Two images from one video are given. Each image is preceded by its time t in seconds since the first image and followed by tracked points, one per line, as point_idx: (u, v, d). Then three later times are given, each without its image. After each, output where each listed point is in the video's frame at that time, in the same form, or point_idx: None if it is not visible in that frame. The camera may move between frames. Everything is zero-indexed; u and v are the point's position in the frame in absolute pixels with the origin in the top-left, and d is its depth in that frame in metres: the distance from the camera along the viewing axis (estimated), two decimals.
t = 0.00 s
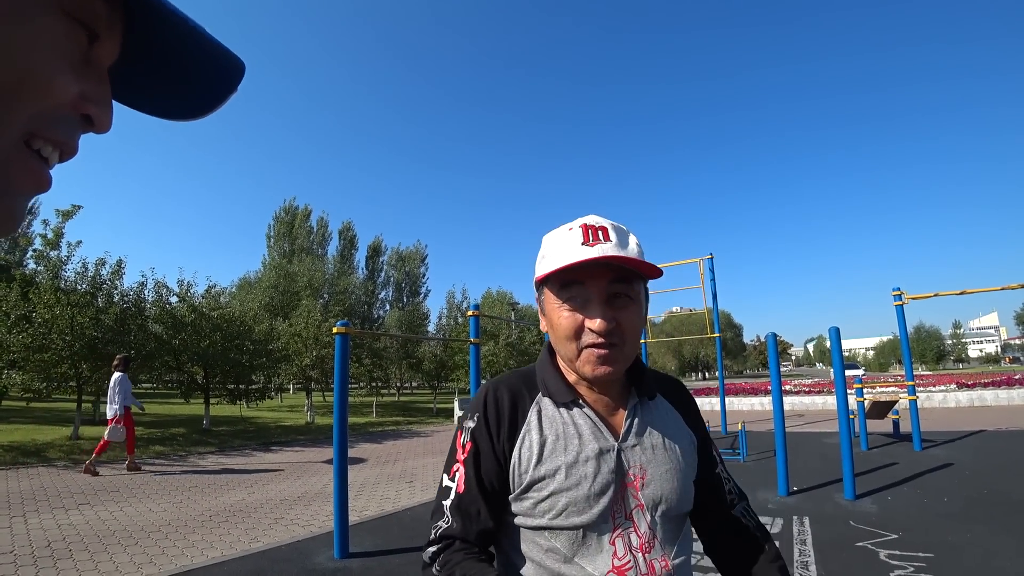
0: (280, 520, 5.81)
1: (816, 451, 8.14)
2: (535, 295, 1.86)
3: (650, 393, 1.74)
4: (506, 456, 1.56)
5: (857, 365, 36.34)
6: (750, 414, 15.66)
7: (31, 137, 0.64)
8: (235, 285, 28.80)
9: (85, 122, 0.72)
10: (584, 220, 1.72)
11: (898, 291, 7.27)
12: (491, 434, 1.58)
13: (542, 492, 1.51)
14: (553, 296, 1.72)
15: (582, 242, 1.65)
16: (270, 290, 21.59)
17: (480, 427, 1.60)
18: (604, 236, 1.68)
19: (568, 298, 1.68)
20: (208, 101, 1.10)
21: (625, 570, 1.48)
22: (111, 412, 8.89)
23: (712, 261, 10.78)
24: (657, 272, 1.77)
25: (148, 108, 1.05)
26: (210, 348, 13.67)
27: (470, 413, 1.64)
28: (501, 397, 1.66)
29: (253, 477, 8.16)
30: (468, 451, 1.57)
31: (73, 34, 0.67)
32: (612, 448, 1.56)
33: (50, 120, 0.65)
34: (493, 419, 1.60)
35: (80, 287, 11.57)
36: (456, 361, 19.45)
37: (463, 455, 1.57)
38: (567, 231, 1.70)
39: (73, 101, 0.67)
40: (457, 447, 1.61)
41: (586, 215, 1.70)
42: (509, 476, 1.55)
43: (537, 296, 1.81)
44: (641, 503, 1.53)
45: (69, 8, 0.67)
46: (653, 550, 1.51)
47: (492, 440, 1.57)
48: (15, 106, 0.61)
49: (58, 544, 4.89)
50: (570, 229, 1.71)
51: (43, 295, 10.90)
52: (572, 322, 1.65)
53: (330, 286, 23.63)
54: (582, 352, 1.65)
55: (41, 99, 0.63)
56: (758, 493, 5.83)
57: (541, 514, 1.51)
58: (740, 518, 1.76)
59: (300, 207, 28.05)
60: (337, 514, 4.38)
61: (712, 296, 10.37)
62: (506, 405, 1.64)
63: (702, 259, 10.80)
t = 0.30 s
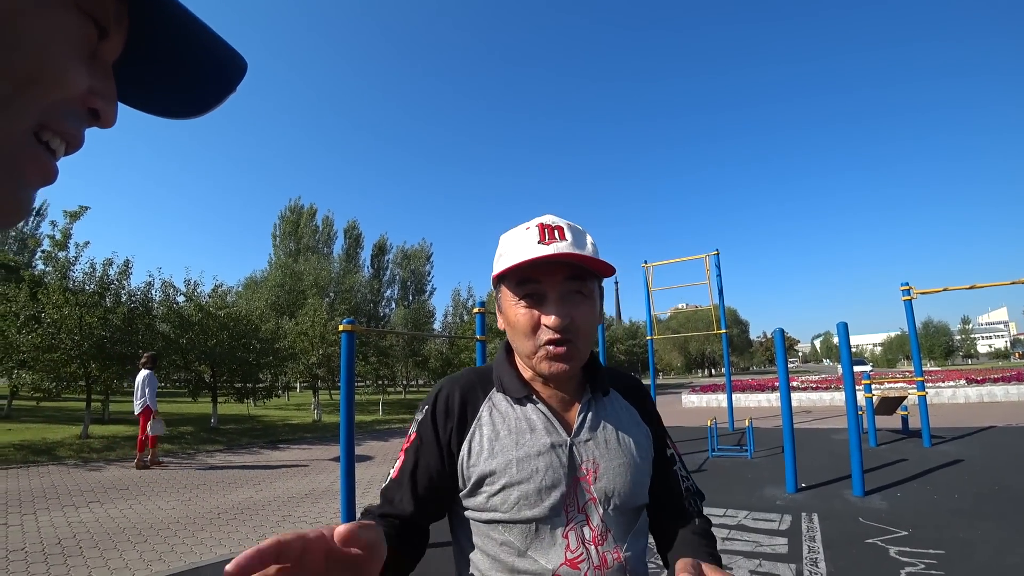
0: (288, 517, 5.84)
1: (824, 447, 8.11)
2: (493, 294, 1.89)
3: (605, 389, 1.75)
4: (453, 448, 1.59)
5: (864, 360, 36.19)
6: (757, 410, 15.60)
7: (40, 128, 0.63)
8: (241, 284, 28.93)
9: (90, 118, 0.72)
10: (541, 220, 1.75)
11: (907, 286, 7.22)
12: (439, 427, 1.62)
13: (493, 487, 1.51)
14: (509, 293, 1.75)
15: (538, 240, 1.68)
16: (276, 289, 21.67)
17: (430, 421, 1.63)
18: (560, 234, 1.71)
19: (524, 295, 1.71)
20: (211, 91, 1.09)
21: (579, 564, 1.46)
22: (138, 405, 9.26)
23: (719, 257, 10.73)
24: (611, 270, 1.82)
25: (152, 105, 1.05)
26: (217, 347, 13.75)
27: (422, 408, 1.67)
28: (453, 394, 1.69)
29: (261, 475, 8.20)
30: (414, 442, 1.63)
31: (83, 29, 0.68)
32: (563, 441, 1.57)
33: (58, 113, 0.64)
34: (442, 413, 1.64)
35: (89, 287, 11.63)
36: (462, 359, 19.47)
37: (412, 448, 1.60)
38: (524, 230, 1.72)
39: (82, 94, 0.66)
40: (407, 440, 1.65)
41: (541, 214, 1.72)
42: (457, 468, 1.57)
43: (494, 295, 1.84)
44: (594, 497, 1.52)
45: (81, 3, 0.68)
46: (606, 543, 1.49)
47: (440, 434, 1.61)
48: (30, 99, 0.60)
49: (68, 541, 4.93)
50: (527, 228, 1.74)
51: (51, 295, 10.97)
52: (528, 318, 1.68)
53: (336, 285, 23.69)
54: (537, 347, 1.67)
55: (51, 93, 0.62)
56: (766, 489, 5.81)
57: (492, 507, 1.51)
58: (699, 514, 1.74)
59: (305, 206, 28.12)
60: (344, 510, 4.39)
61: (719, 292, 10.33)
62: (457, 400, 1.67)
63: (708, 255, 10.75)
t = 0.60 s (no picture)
0: (305, 514, 5.90)
1: (843, 443, 8.00)
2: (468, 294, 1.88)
3: (582, 385, 1.73)
4: (432, 456, 1.60)
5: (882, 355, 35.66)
6: (774, 406, 15.44)
7: (65, 117, 0.62)
8: (257, 283, 29.26)
9: (111, 108, 0.71)
10: (516, 218, 1.75)
11: (928, 279, 7.09)
12: (420, 435, 1.64)
13: (470, 492, 1.52)
14: (486, 292, 1.74)
15: (514, 239, 1.68)
16: (291, 288, 21.89)
17: (412, 430, 1.65)
18: (535, 232, 1.71)
19: (500, 295, 1.70)
20: (220, 86, 1.08)
21: (556, 561, 1.47)
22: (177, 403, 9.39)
23: (734, 252, 10.62)
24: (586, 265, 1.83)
25: (161, 100, 1.04)
26: (234, 345, 13.94)
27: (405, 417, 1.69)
28: (433, 398, 1.70)
29: (278, 472, 8.29)
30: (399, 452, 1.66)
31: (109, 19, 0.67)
32: (537, 442, 1.55)
33: (82, 102, 0.63)
34: (423, 421, 1.65)
35: (108, 287, 11.83)
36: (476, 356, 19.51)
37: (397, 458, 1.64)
38: (498, 228, 1.73)
39: (107, 84, 0.65)
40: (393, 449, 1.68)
41: (515, 212, 1.74)
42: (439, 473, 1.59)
43: (470, 295, 1.83)
44: (571, 496, 1.51)
45: None
46: (584, 540, 1.49)
47: (420, 441, 1.63)
48: (62, 88, 0.59)
49: (91, 537, 5.01)
50: (502, 226, 1.74)
51: (72, 295, 11.18)
52: (505, 317, 1.68)
53: (350, 284, 23.86)
54: (514, 346, 1.67)
55: (82, 82, 0.61)
56: (784, 486, 5.74)
57: (471, 509, 1.53)
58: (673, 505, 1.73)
59: (318, 205, 28.33)
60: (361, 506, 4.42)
61: (734, 288, 10.23)
62: (436, 406, 1.67)
63: (723, 250, 10.64)
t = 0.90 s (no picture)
0: (319, 514, 5.93)
1: (857, 438, 7.92)
2: (456, 294, 1.87)
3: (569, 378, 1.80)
4: (445, 443, 1.53)
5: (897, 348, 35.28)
6: (786, 401, 15.33)
7: (76, 119, 0.62)
8: (267, 286, 29.47)
9: (120, 109, 0.71)
10: (506, 223, 1.80)
11: (941, 270, 6.99)
12: (428, 427, 1.55)
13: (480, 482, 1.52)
14: (478, 294, 1.74)
15: (507, 244, 1.73)
16: (301, 290, 22.02)
17: (415, 422, 1.55)
18: (525, 237, 1.77)
19: (494, 297, 1.71)
20: (227, 87, 1.08)
21: (564, 542, 1.53)
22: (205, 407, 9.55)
23: (743, 246, 10.54)
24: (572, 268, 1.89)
25: (167, 100, 1.05)
26: (245, 347, 14.06)
27: (403, 411, 1.59)
28: (430, 392, 1.64)
29: (291, 473, 8.35)
30: (400, 442, 1.53)
31: (122, 24, 0.68)
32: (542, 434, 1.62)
33: (94, 104, 0.63)
34: (429, 414, 1.58)
35: (121, 291, 11.95)
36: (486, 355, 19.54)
37: (402, 449, 1.51)
38: (488, 231, 1.78)
39: (117, 86, 0.66)
40: (392, 441, 1.54)
41: (504, 216, 1.80)
42: (447, 463, 1.53)
43: (460, 295, 1.82)
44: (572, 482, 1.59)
45: None
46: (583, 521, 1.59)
47: (429, 429, 1.55)
48: (77, 89, 0.60)
49: (108, 539, 5.07)
50: (493, 230, 1.79)
51: (86, 300, 11.33)
52: (502, 318, 1.69)
53: (359, 285, 24.00)
54: (509, 346, 1.68)
55: (94, 83, 0.61)
56: (798, 482, 5.69)
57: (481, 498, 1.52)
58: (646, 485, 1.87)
59: (327, 207, 28.45)
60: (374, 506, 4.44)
61: (744, 283, 10.17)
62: (439, 400, 1.62)
63: (733, 245, 10.56)
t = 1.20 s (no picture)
0: (316, 518, 5.91)
1: (856, 443, 7.91)
2: (453, 299, 1.91)
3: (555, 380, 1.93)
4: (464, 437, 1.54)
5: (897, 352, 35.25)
6: (786, 406, 15.32)
7: (74, 126, 0.62)
8: (266, 289, 29.46)
9: (117, 115, 0.71)
10: (503, 236, 1.86)
11: (939, 275, 7.00)
12: (448, 422, 1.53)
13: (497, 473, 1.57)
14: (479, 301, 1.80)
15: (505, 255, 1.80)
16: (300, 293, 22.01)
17: (433, 418, 1.52)
18: (522, 250, 1.84)
19: (495, 303, 1.79)
20: (223, 91, 1.08)
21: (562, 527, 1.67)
22: (222, 412, 9.65)
23: (742, 250, 10.55)
24: (562, 277, 1.99)
25: (165, 106, 1.04)
26: (244, 351, 14.03)
27: (418, 408, 1.54)
28: (442, 389, 1.63)
29: (289, 477, 8.32)
30: (421, 438, 1.47)
31: (120, 31, 0.68)
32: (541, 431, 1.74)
33: (92, 110, 0.64)
34: (447, 410, 1.56)
35: (120, 295, 11.93)
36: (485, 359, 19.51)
37: (426, 443, 1.46)
38: (486, 245, 1.84)
39: (114, 94, 0.66)
40: (411, 435, 1.48)
41: (501, 230, 1.86)
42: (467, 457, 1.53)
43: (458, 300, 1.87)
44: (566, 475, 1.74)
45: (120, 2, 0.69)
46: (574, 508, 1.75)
47: (450, 422, 1.53)
48: (75, 97, 0.60)
49: (104, 543, 5.05)
50: (490, 243, 1.85)
51: (85, 303, 11.33)
52: (503, 322, 1.76)
53: (359, 288, 24.01)
54: (509, 348, 1.77)
55: (91, 90, 0.62)
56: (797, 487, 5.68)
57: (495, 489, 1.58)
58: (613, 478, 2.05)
59: (326, 211, 28.45)
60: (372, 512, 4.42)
61: (743, 287, 10.17)
62: (452, 397, 1.61)
63: (732, 249, 10.57)
